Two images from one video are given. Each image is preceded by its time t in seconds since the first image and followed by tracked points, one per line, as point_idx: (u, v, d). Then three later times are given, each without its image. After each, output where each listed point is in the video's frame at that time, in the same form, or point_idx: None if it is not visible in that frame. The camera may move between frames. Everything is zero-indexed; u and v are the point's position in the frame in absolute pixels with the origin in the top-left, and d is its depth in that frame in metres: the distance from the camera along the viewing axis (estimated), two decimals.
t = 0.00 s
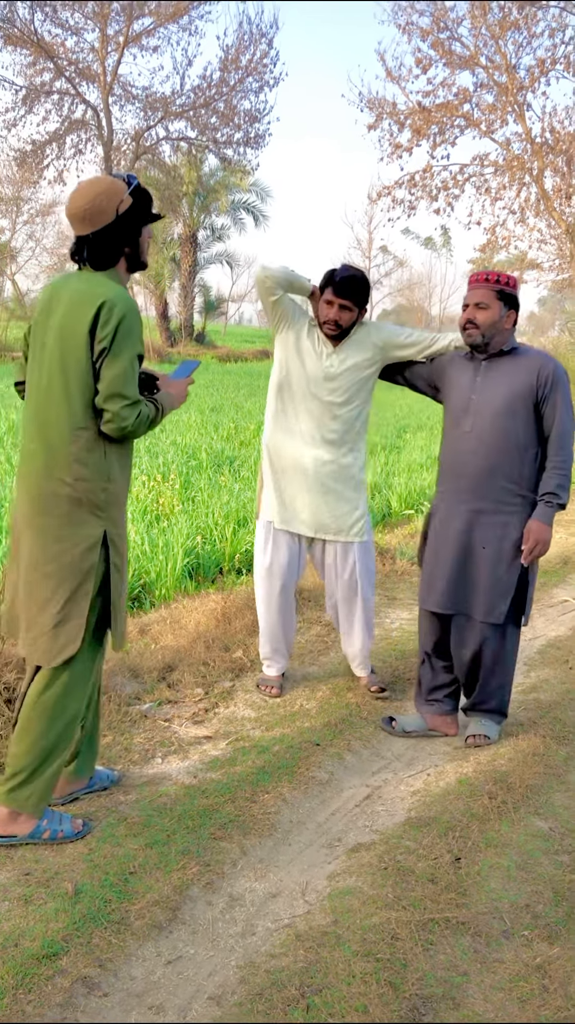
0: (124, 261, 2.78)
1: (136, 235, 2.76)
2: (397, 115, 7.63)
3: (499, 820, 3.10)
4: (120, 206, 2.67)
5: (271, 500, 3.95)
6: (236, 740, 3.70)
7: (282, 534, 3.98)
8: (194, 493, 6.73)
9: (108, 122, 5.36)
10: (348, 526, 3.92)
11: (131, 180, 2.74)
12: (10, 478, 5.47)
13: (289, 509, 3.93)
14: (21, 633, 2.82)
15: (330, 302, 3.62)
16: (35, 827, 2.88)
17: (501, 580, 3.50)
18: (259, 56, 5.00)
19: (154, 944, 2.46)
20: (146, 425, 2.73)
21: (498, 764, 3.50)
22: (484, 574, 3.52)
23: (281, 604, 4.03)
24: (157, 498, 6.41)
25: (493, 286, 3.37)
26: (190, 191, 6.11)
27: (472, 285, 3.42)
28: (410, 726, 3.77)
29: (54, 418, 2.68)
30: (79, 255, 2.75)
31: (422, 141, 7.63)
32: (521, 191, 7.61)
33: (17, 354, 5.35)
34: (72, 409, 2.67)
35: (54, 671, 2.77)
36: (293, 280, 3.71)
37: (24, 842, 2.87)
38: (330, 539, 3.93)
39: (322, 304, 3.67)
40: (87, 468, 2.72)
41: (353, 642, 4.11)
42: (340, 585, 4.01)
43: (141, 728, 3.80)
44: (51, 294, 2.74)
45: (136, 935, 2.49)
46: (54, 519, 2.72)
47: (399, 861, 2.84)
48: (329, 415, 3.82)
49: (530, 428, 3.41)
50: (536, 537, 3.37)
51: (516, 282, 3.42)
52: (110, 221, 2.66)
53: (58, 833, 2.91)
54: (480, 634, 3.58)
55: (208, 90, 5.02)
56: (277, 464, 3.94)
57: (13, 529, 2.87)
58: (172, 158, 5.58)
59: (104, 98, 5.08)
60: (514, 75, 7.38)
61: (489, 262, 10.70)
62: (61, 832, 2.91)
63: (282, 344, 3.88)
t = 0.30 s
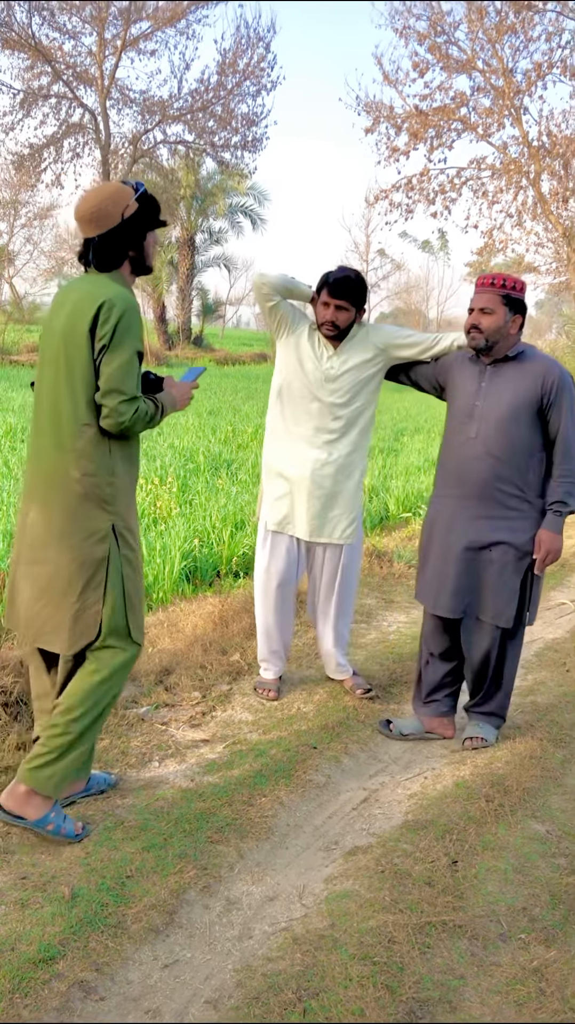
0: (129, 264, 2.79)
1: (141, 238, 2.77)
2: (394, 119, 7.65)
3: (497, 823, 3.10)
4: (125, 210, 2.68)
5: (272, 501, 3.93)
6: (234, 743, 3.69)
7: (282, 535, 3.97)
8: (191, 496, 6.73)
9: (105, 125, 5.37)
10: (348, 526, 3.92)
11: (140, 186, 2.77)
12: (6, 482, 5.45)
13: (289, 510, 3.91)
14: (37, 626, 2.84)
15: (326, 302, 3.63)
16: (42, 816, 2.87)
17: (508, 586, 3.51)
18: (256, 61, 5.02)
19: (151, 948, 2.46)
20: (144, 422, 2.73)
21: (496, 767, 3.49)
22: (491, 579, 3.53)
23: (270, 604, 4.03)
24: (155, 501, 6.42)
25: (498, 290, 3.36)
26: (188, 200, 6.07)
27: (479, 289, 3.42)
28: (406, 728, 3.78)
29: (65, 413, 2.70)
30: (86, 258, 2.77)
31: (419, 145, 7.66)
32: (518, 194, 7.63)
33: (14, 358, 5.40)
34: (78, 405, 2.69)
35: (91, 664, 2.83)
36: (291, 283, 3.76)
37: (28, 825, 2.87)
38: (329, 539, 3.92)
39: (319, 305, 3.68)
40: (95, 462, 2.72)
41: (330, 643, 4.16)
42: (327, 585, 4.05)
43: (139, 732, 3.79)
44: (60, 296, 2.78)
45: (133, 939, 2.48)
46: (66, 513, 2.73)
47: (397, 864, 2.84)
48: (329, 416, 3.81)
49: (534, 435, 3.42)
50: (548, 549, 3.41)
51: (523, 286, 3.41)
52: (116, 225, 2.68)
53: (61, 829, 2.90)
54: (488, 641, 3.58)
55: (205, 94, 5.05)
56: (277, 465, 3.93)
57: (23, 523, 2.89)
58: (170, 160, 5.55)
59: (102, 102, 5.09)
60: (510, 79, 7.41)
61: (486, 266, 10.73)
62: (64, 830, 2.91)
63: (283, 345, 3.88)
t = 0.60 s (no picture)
0: (138, 268, 2.81)
1: (150, 243, 2.78)
2: (394, 121, 7.66)
3: (496, 825, 3.09)
4: (134, 216, 2.70)
5: (283, 501, 3.94)
6: (233, 745, 3.69)
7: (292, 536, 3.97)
8: (191, 497, 6.72)
9: (105, 127, 5.37)
10: (360, 527, 3.92)
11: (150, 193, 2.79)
12: (6, 485, 5.42)
13: (300, 511, 3.91)
14: (48, 625, 2.85)
15: (341, 300, 3.64)
16: (105, 813, 2.98)
17: (511, 586, 3.51)
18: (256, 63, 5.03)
19: (150, 951, 2.46)
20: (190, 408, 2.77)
21: (495, 770, 3.49)
22: (495, 581, 3.53)
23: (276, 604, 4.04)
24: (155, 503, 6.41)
25: (507, 293, 3.37)
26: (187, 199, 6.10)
27: (488, 291, 3.42)
28: (406, 730, 3.77)
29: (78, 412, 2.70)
30: (96, 262, 2.80)
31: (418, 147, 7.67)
32: (517, 195, 7.65)
33: (14, 359, 5.53)
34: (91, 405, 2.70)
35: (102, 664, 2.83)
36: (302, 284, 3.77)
37: (93, 827, 2.97)
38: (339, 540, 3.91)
39: (332, 304, 3.69)
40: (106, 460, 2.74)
41: (336, 645, 4.16)
42: (334, 586, 4.05)
43: (138, 734, 3.79)
44: (70, 296, 2.76)
45: (132, 941, 2.48)
46: (77, 512, 2.75)
47: (396, 867, 2.83)
48: (341, 416, 3.81)
49: (539, 437, 3.42)
50: (549, 552, 3.38)
51: (532, 288, 3.41)
52: (125, 230, 2.70)
53: (126, 818, 3.01)
54: (491, 642, 3.57)
55: (205, 96, 5.08)
56: (289, 465, 3.93)
57: (30, 523, 2.88)
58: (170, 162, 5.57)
59: (102, 103, 5.10)
60: (509, 81, 7.43)
61: (485, 267, 10.74)
62: (129, 818, 3.02)
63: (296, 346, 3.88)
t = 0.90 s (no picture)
0: (154, 269, 2.81)
1: (167, 243, 2.80)
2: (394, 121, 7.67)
3: (497, 826, 3.09)
4: (151, 217, 2.70)
5: (289, 500, 3.93)
6: (233, 745, 3.68)
7: (298, 535, 3.97)
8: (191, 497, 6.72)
9: (105, 126, 5.37)
10: (365, 527, 3.91)
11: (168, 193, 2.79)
12: (6, 485, 5.41)
13: (305, 510, 3.90)
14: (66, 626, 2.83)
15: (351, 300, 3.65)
16: (134, 805, 3.02)
17: (510, 587, 3.50)
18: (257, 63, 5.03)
19: (150, 951, 2.45)
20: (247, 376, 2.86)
21: (496, 770, 3.48)
22: (495, 581, 3.52)
23: (280, 603, 4.04)
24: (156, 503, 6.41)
25: (515, 293, 3.37)
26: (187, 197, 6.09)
27: (496, 291, 3.42)
28: (406, 730, 3.77)
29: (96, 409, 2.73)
30: (113, 262, 2.81)
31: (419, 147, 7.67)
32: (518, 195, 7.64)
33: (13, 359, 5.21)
34: (110, 402, 2.72)
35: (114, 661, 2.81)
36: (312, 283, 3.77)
37: (124, 820, 3.01)
38: (344, 540, 3.91)
39: (343, 304, 3.70)
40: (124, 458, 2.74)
41: (339, 645, 4.16)
42: (339, 585, 4.04)
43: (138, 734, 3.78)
44: (89, 294, 2.76)
45: (132, 942, 2.48)
46: (96, 513, 2.75)
47: (397, 868, 2.83)
48: (347, 416, 3.80)
49: (540, 438, 3.41)
50: (538, 550, 3.39)
51: (541, 290, 3.40)
52: (142, 230, 2.71)
53: (154, 809, 3.06)
54: (488, 641, 3.56)
55: (206, 95, 5.07)
56: (296, 465, 3.93)
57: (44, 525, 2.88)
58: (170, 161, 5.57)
59: (102, 103, 5.09)
60: (510, 80, 7.43)
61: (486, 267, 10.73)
62: (156, 810, 3.07)
63: (305, 345, 3.88)
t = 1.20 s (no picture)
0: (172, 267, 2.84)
1: (182, 242, 2.83)
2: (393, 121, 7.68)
3: (496, 826, 3.09)
4: (170, 216, 2.73)
5: (289, 499, 3.94)
6: (233, 745, 3.69)
7: (298, 535, 3.98)
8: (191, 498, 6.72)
9: (104, 126, 5.37)
10: (365, 529, 3.91)
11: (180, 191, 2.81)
12: (4, 485, 5.45)
13: (305, 510, 3.91)
14: (85, 633, 2.85)
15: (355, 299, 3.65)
16: (133, 808, 3.03)
17: (511, 587, 3.50)
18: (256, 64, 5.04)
19: (151, 951, 2.46)
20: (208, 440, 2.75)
21: (495, 770, 3.49)
22: (495, 581, 3.52)
23: (280, 603, 4.05)
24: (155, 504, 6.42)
25: (515, 293, 3.37)
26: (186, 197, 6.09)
27: (495, 291, 3.42)
28: (406, 730, 3.77)
29: (114, 413, 2.73)
30: (128, 263, 2.77)
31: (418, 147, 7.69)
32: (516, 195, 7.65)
33: (13, 359, 5.19)
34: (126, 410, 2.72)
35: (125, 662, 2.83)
36: (316, 283, 3.79)
37: (124, 820, 3.01)
38: (343, 541, 3.91)
39: (347, 304, 3.70)
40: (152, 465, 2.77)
41: (339, 645, 4.16)
42: (339, 585, 4.05)
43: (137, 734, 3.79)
44: (110, 296, 2.74)
45: (132, 942, 2.48)
46: (116, 522, 2.78)
47: (396, 868, 2.83)
48: (348, 416, 3.80)
49: (540, 437, 3.41)
50: (547, 551, 3.39)
51: (540, 289, 3.41)
52: (161, 229, 2.72)
53: (155, 811, 3.06)
54: (490, 640, 3.57)
55: (205, 95, 5.08)
56: (296, 464, 3.93)
57: (63, 531, 2.89)
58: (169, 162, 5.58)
59: (101, 104, 5.10)
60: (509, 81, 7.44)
61: (485, 267, 10.75)
62: (157, 812, 3.07)
63: (308, 345, 3.88)
